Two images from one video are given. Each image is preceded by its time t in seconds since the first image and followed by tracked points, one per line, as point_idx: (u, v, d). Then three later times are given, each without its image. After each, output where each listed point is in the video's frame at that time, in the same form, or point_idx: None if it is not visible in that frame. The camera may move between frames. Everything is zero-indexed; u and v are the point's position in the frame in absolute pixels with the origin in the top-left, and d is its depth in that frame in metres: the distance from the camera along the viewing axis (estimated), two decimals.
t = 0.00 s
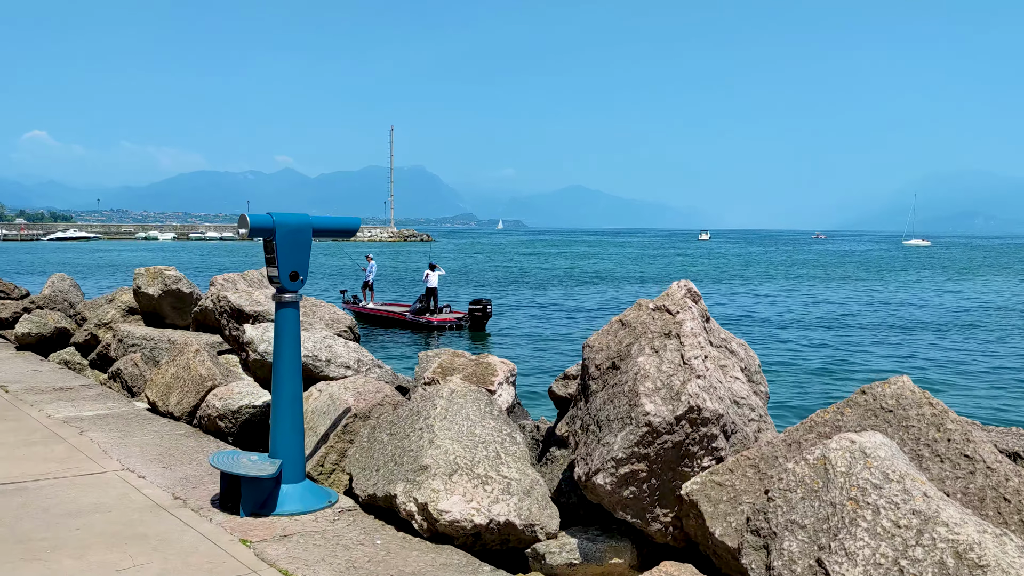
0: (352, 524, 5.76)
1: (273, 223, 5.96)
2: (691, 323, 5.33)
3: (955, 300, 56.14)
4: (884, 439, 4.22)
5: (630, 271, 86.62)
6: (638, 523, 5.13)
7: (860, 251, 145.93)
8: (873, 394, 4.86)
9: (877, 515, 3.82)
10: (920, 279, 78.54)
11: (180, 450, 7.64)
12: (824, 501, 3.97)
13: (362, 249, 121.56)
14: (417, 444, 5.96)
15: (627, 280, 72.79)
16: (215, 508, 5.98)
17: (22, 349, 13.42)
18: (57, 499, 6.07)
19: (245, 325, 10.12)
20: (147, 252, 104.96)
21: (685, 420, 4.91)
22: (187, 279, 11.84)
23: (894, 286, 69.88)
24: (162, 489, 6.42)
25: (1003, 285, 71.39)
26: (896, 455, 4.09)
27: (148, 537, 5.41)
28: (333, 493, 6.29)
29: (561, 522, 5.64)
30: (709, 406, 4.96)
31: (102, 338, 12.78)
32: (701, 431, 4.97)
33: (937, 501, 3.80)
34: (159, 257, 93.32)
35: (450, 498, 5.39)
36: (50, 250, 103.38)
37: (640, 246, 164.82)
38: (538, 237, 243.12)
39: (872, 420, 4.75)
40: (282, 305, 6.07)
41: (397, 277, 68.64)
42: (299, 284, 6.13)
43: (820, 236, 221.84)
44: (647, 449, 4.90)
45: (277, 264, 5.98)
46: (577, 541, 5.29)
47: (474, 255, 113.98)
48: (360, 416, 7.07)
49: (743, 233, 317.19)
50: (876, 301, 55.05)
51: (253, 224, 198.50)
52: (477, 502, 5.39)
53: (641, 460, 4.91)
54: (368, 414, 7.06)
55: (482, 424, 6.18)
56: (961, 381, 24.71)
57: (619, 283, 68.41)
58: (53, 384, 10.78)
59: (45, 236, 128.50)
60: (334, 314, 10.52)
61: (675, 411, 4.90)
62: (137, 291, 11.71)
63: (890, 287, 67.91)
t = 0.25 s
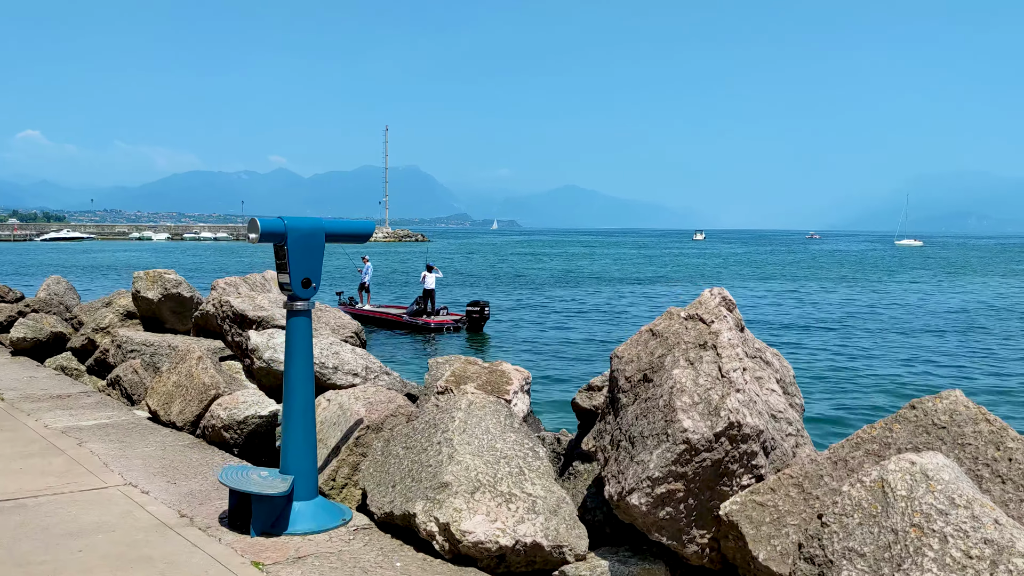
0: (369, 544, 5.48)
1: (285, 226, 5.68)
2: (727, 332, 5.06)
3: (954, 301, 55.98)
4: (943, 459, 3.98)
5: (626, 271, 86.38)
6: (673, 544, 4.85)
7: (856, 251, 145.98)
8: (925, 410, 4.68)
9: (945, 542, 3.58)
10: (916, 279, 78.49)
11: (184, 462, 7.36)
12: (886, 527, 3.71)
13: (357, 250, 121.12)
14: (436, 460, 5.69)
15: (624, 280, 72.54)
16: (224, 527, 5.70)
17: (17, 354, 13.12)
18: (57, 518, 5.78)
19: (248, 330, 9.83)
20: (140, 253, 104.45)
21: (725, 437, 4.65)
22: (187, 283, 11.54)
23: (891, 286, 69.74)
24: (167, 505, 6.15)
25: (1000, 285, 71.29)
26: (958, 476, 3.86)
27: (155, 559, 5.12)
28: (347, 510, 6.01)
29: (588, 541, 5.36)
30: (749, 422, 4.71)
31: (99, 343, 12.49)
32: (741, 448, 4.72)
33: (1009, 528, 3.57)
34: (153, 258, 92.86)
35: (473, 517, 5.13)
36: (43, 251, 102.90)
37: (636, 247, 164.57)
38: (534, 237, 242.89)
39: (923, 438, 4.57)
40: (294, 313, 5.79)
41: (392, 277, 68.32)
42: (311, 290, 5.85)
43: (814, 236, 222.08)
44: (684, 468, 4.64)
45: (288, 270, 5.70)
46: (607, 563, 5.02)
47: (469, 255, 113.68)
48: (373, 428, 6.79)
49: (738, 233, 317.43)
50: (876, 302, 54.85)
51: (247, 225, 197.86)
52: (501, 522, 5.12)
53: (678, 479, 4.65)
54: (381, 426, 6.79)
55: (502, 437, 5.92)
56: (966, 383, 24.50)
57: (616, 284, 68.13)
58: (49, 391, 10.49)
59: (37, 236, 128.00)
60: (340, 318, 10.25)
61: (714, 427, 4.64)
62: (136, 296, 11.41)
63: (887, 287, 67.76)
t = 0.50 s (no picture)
0: (387, 554, 5.30)
1: (299, 227, 5.50)
2: (760, 336, 4.89)
3: (954, 300, 55.84)
4: (998, 469, 3.82)
5: (625, 271, 86.21)
6: (705, 555, 4.68)
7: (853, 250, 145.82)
8: (970, 418, 4.54)
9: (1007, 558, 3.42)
10: (915, 279, 78.35)
11: (191, 468, 7.17)
12: (942, 542, 3.54)
13: (354, 250, 120.80)
14: (456, 467, 5.51)
15: (623, 280, 72.38)
16: (236, 537, 5.51)
17: (16, 355, 12.92)
18: (63, 528, 5.58)
19: (255, 332, 9.63)
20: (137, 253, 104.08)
21: (761, 444, 4.48)
22: (190, 284, 11.33)
23: (891, 286, 69.55)
24: (176, 513, 5.95)
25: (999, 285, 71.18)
26: (1015, 486, 3.70)
27: (167, 571, 4.93)
28: (362, 519, 5.82)
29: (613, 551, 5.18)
30: (786, 429, 4.53)
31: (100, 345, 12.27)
32: (778, 456, 4.54)
33: None
34: (150, 258, 92.55)
35: (496, 527, 4.94)
36: (39, 251, 102.53)
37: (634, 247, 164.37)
38: (531, 237, 242.61)
39: (969, 447, 4.42)
40: (309, 316, 5.60)
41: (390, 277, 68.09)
42: (325, 292, 5.66)
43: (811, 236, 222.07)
44: (719, 477, 4.46)
45: (303, 271, 5.51)
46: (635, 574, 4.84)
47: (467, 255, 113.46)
48: (387, 433, 6.61)
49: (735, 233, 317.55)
50: (877, 301, 54.71)
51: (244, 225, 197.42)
52: (525, 532, 4.94)
53: (713, 488, 4.47)
54: (395, 431, 6.60)
55: (523, 444, 5.75)
56: (971, 383, 24.34)
57: (615, 284, 67.91)
58: (50, 394, 10.28)
59: (33, 236, 127.59)
60: (348, 320, 10.06)
61: (751, 434, 4.47)
62: (139, 296, 11.21)
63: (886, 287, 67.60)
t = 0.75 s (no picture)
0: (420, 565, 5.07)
1: (327, 223, 5.27)
2: (815, 336, 4.68)
3: (954, 300, 55.78)
4: None
5: (623, 271, 86.08)
6: (760, 566, 4.45)
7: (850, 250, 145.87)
8: None
9: None
10: (914, 278, 78.36)
11: (208, 473, 6.93)
12: None
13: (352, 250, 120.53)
14: (491, 474, 5.28)
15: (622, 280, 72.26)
16: (261, 547, 5.28)
17: (19, 357, 12.65)
18: (80, 537, 5.34)
19: (267, 332, 9.40)
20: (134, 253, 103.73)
21: (821, 450, 4.26)
22: (199, 283, 11.08)
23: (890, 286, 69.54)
24: (196, 522, 5.71)
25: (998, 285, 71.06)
26: None
27: None
28: (391, 527, 5.59)
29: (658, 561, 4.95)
30: (846, 434, 4.32)
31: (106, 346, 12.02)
32: (837, 462, 4.33)
33: None
34: (147, 258, 92.21)
35: (538, 537, 4.72)
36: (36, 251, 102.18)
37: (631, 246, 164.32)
38: (528, 237, 242.47)
39: None
40: (336, 315, 5.37)
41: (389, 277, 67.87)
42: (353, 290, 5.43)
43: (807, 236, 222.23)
44: (777, 485, 4.25)
45: (332, 269, 5.29)
46: None
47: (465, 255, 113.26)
48: (413, 437, 6.38)
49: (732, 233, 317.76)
50: (877, 301, 54.62)
51: (241, 224, 197.00)
52: (568, 542, 4.72)
53: (771, 496, 4.25)
54: (421, 435, 6.37)
55: (559, 448, 5.52)
56: (979, 383, 24.20)
57: (614, 284, 67.77)
58: (57, 396, 10.04)
59: (30, 236, 127.17)
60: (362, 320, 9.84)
61: (810, 440, 4.25)
62: (146, 296, 10.95)
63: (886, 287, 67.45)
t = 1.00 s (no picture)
0: None
1: (357, 232, 5.06)
2: (875, 352, 4.48)
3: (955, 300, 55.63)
4: None
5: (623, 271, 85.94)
6: None
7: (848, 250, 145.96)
8: None
9: None
10: (913, 278, 78.28)
11: (225, 489, 6.70)
12: None
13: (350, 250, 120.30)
14: (528, 493, 5.06)
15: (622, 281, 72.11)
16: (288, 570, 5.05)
17: (24, 363, 12.41)
18: (98, 561, 5.12)
19: (281, 340, 9.18)
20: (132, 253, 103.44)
21: (887, 472, 4.05)
22: (208, 288, 10.84)
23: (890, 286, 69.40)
24: (218, 542, 5.48)
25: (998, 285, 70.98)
26: None
27: None
28: (422, 549, 5.36)
29: None
30: (912, 455, 4.11)
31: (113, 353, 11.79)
32: (903, 485, 4.10)
33: None
34: (146, 258, 91.93)
35: (583, 562, 4.50)
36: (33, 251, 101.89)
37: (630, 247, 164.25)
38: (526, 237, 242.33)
39: None
40: (366, 328, 5.15)
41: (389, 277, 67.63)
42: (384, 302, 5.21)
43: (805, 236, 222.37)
44: (841, 510, 4.03)
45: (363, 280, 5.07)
46: None
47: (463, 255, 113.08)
48: (440, 452, 6.14)
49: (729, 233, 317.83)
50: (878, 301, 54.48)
51: (238, 224, 196.71)
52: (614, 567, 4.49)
53: (835, 521, 4.03)
54: (449, 451, 6.14)
55: (599, 466, 5.30)
56: (987, 384, 24.01)
57: (614, 284, 67.62)
58: (64, 404, 9.79)
59: (27, 236, 126.83)
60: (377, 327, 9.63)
61: (876, 462, 4.04)
62: (154, 302, 10.72)
63: (886, 287, 67.34)
